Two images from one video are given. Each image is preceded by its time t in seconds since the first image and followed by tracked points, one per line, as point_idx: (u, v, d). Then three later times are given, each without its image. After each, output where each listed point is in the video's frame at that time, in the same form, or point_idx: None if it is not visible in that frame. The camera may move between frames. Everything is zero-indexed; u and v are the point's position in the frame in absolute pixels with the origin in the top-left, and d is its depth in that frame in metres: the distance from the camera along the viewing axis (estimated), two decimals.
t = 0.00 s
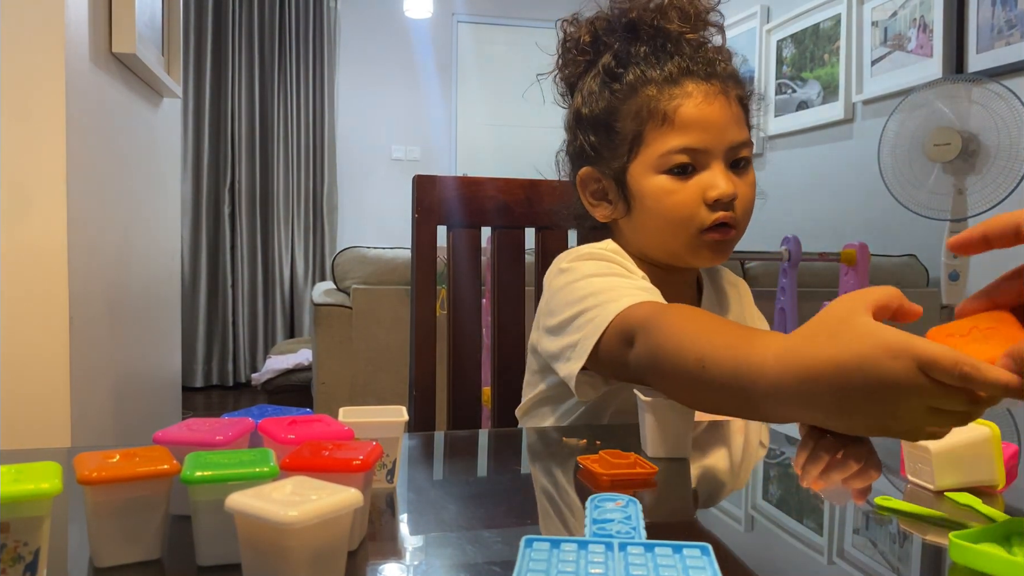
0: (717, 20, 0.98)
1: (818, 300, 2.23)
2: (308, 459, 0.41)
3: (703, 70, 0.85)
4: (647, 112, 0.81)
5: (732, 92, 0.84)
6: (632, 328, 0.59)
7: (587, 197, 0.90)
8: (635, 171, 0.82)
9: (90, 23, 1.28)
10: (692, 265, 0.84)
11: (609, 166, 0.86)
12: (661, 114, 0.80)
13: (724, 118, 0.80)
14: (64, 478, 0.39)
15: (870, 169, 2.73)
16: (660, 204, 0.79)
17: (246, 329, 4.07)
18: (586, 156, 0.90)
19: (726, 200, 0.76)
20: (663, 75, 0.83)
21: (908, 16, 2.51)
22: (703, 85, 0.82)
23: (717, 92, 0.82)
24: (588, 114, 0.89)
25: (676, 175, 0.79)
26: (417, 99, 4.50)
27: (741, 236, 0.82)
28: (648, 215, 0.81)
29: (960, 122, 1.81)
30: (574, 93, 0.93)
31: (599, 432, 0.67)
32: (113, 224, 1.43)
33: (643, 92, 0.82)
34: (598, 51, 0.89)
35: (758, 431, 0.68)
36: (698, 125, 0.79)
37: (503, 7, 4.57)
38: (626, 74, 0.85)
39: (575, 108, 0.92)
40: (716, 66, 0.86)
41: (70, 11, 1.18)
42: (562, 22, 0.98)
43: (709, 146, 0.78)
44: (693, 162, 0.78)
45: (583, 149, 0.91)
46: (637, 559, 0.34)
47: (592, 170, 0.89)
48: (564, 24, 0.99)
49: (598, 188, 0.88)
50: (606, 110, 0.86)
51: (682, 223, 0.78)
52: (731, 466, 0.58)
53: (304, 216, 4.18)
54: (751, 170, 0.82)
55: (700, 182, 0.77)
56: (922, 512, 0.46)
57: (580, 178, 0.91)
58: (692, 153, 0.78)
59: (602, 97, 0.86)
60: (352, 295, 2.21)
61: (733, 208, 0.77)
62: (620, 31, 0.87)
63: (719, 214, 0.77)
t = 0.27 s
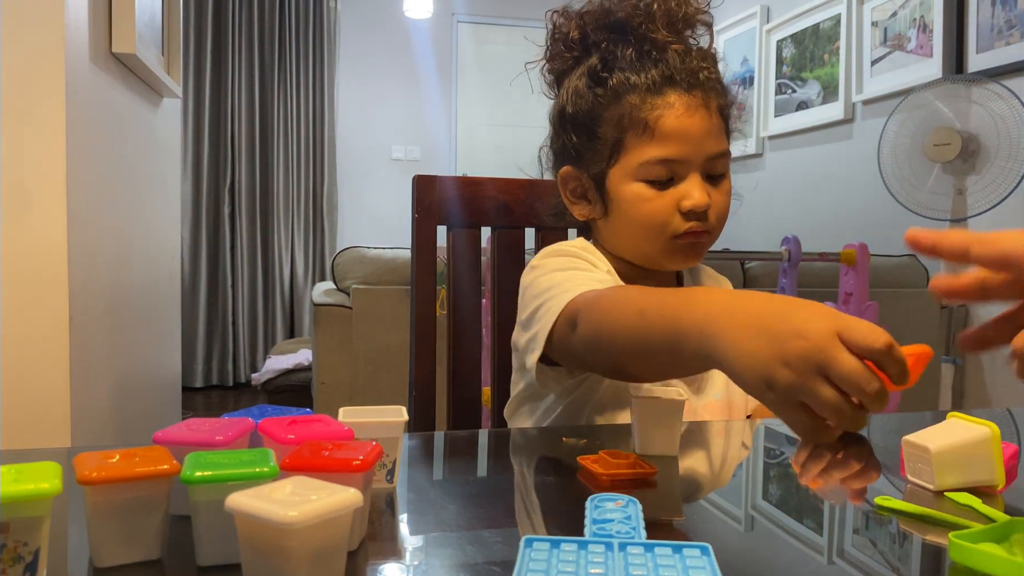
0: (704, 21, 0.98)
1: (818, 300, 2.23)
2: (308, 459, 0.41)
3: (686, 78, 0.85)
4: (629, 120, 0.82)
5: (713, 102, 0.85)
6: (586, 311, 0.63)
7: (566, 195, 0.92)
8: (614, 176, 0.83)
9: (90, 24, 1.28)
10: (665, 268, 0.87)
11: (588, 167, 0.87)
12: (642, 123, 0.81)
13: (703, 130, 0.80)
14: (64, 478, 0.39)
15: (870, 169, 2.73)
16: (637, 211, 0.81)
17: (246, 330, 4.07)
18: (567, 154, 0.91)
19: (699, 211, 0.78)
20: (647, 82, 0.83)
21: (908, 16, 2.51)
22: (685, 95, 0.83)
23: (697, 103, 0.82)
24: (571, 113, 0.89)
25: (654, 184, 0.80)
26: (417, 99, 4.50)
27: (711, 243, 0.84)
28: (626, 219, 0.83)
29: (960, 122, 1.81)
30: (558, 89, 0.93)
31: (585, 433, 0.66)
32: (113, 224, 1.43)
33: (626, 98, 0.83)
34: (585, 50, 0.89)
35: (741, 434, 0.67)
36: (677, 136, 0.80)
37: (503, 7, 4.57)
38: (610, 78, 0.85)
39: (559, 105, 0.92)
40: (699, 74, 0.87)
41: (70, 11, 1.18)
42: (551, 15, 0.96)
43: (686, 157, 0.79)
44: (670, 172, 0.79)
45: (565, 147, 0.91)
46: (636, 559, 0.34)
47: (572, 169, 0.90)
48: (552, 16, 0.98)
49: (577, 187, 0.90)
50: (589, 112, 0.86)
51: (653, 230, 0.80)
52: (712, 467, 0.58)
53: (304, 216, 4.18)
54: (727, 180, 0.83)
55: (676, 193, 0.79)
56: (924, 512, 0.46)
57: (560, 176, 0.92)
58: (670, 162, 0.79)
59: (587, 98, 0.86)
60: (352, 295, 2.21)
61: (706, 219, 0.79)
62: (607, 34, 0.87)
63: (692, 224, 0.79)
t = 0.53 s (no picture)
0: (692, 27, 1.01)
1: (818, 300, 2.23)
2: (308, 459, 0.41)
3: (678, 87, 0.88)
4: (623, 124, 0.84)
5: (703, 112, 0.88)
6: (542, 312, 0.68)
7: (551, 191, 0.94)
8: (604, 178, 0.86)
9: (89, 23, 1.27)
10: (644, 268, 0.90)
11: (578, 166, 0.89)
12: (637, 128, 0.83)
13: (694, 139, 0.84)
14: (64, 478, 0.39)
15: (870, 169, 2.73)
16: (626, 214, 0.84)
17: (246, 330, 4.07)
18: (556, 152, 0.93)
19: (685, 218, 0.82)
20: (643, 88, 0.85)
21: (908, 16, 2.51)
22: (678, 104, 0.85)
23: (689, 112, 0.85)
24: (564, 112, 0.90)
25: (644, 188, 0.83)
26: (417, 99, 4.50)
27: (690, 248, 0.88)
28: (612, 220, 0.85)
29: (960, 122, 1.81)
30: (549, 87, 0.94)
31: (562, 436, 0.65)
32: (113, 223, 1.43)
33: (621, 103, 0.85)
34: (581, 50, 0.90)
35: (723, 433, 0.67)
36: (670, 144, 0.83)
37: (503, 7, 4.57)
38: (605, 81, 0.87)
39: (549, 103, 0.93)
40: (691, 83, 0.89)
41: (70, 11, 1.18)
42: (546, 9, 0.96)
43: (677, 164, 0.82)
44: (660, 179, 0.82)
45: (555, 143, 0.93)
46: (636, 559, 0.34)
47: (560, 167, 0.92)
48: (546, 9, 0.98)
49: (563, 184, 0.92)
50: (583, 113, 0.87)
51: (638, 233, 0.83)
52: (689, 468, 0.57)
53: (304, 216, 4.18)
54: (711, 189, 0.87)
55: (665, 199, 0.82)
56: (923, 512, 0.46)
57: (546, 172, 0.94)
58: (661, 168, 0.82)
59: (582, 99, 0.88)
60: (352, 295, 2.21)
61: (691, 225, 0.83)
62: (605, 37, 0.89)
63: (676, 230, 0.82)
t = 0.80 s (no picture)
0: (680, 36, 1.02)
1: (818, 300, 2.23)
2: (308, 458, 0.41)
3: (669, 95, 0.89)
4: (614, 131, 0.85)
5: (693, 121, 0.89)
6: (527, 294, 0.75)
7: (542, 194, 0.95)
8: (594, 183, 0.87)
9: (90, 24, 1.28)
10: (630, 270, 0.92)
11: (568, 171, 0.91)
12: (628, 136, 0.84)
13: (684, 146, 0.85)
14: (64, 478, 0.39)
15: (870, 169, 2.73)
16: (615, 218, 0.85)
17: (246, 330, 4.07)
18: (546, 156, 0.94)
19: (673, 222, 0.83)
20: (634, 96, 0.86)
21: (908, 17, 2.51)
22: (669, 111, 0.86)
23: (680, 120, 0.86)
24: (555, 117, 0.91)
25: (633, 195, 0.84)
26: (417, 99, 4.50)
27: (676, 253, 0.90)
28: (601, 224, 0.87)
29: (960, 122, 1.81)
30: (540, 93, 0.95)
31: (549, 437, 0.65)
32: (114, 224, 1.43)
33: (613, 111, 0.86)
34: (573, 57, 0.90)
35: (709, 433, 0.68)
36: (660, 151, 0.84)
37: (503, 7, 4.57)
38: (597, 88, 0.88)
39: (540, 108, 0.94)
40: (681, 91, 0.90)
41: (70, 11, 1.18)
42: (538, 15, 0.97)
43: (667, 171, 0.84)
44: (649, 183, 0.84)
45: (545, 148, 0.94)
46: (636, 559, 0.34)
47: (551, 171, 0.93)
48: (538, 14, 0.98)
49: (552, 188, 0.93)
50: (575, 118, 0.89)
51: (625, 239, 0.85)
52: (689, 468, 0.57)
53: (304, 216, 4.18)
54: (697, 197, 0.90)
55: (654, 205, 0.83)
56: (922, 512, 0.46)
57: (537, 176, 0.95)
58: (651, 175, 0.83)
59: (574, 105, 0.89)
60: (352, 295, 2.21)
61: (677, 230, 0.84)
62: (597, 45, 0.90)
63: (664, 234, 0.84)
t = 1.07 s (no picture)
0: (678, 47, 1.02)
1: (818, 300, 2.23)
2: (309, 458, 0.41)
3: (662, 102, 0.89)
4: (607, 134, 0.86)
5: (685, 127, 0.90)
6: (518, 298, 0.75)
7: (537, 196, 0.95)
8: (587, 187, 0.87)
9: (89, 24, 1.28)
10: (622, 273, 0.92)
11: (563, 173, 0.91)
12: (620, 139, 0.85)
13: (676, 151, 0.85)
14: (64, 477, 0.39)
15: (870, 169, 2.73)
16: (607, 221, 0.85)
17: (246, 330, 4.07)
18: (542, 159, 0.94)
19: (664, 226, 0.83)
20: (627, 101, 0.87)
21: (908, 17, 2.51)
22: (661, 117, 0.87)
23: (672, 126, 0.87)
24: (551, 121, 0.92)
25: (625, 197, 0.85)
26: (417, 99, 4.50)
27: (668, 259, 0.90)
28: (594, 227, 0.87)
29: (961, 122, 1.81)
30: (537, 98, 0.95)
31: (543, 436, 0.65)
32: (113, 224, 1.43)
33: (606, 115, 0.86)
34: (569, 62, 0.91)
35: (703, 433, 0.68)
36: (651, 155, 0.84)
37: (502, 7, 4.57)
38: (591, 93, 0.88)
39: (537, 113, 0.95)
40: (674, 99, 0.91)
41: (70, 11, 1.18)
42: (536, 23, 0.98)
43: (658, 174, 0.84)
44: (641, 187, 0.84)
45: (540, 152, 0.94)
46: (636, 559, 0.34)
47: (546, 174, 0.93)
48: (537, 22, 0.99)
49: (547, 191, 0.93)
50: (569, 123, 0.89)
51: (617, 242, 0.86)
52: (689, 468, 0.57)
53: (304, 216, 4.18)
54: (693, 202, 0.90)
55: (645, 208, 0.83)
56: (922, 512, 0.46)
57: (533, 178, 0.96)
58: (642, 179, 0.84)
59: (569, 109, 0.89)
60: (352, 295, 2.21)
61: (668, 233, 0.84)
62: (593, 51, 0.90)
63: (655, 237, 0.84)
